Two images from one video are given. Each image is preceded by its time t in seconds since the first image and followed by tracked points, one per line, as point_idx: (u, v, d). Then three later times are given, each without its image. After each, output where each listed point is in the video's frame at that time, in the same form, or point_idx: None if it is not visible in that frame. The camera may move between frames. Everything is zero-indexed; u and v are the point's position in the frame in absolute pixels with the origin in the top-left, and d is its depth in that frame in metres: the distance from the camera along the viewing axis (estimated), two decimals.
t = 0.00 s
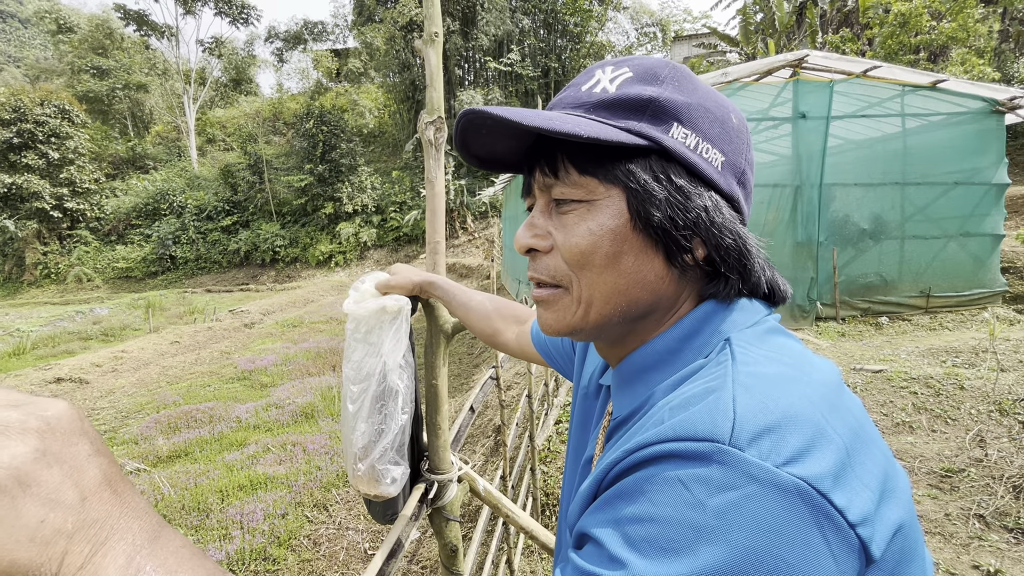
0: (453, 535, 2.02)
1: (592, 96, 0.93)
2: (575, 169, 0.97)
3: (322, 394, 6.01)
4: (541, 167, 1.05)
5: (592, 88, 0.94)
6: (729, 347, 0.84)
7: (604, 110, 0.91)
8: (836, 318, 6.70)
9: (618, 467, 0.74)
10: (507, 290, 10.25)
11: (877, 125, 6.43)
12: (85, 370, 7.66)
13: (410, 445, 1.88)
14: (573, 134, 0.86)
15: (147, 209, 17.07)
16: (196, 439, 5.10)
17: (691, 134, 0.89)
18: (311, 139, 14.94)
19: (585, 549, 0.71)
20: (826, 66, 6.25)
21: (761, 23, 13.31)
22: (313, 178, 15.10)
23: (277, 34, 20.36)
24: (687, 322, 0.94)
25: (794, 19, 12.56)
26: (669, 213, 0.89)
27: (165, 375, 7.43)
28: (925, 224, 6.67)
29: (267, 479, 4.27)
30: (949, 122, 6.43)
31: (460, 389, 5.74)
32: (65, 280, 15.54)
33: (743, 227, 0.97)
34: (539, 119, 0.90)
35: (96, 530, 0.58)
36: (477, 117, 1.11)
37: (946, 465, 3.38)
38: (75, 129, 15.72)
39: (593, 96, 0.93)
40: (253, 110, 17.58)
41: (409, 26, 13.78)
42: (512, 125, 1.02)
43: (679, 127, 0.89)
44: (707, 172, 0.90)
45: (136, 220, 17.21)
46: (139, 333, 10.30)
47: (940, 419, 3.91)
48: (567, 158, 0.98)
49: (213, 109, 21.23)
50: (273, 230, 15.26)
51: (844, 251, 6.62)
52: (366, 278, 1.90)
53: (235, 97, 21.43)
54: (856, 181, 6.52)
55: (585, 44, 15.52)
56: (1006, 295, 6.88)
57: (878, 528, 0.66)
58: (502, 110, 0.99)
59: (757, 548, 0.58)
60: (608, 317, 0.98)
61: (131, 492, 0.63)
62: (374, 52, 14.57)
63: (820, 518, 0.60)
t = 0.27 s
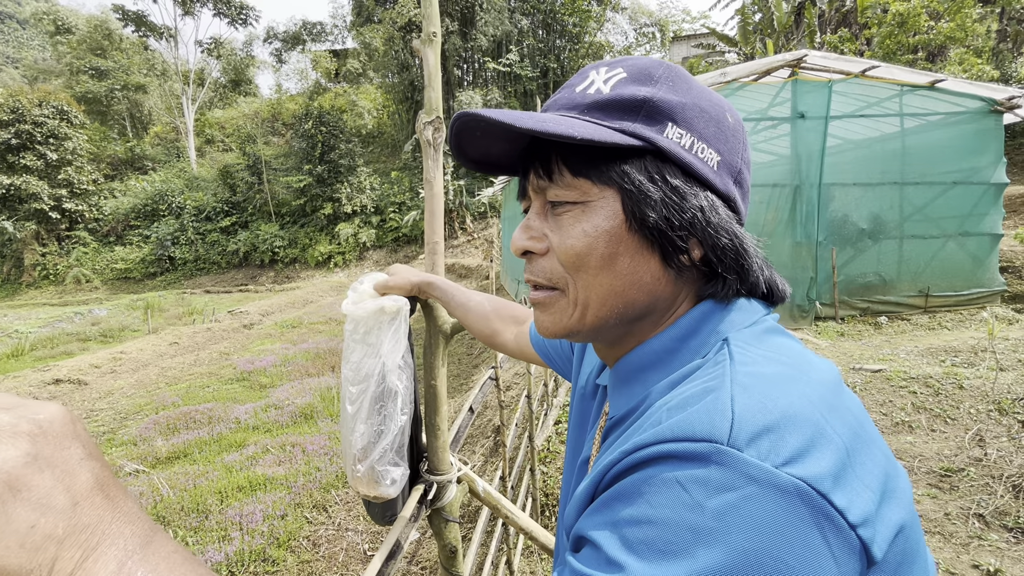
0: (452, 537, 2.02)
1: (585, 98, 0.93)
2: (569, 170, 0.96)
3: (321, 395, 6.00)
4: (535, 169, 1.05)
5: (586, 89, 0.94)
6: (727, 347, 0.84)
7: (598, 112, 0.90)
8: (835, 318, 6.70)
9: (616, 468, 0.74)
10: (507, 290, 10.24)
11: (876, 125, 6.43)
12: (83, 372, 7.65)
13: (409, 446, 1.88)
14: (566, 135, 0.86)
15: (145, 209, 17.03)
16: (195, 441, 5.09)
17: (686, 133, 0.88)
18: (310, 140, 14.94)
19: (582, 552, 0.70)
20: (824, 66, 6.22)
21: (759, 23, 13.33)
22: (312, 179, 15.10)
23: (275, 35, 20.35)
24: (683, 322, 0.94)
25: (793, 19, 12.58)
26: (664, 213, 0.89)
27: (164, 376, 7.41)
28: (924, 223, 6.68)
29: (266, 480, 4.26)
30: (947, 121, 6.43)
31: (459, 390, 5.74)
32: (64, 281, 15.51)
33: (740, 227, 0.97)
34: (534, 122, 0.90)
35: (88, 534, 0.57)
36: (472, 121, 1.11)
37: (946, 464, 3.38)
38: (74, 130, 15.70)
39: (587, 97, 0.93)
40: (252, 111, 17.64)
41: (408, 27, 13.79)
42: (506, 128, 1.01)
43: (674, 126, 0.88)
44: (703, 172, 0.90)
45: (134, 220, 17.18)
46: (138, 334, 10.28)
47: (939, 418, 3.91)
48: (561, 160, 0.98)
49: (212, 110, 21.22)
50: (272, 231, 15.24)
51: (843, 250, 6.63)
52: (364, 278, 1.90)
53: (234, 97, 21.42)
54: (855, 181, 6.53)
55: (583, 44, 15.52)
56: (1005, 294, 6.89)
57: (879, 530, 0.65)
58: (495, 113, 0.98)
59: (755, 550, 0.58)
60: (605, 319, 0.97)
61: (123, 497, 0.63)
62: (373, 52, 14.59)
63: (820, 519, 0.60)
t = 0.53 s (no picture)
0: (452, 538, 2.02)
1: (582, 101, 0.93)
2: (565, 174, 0.96)
3: (321, 396, 6.00)
4: (531, 172, 1.05)
5: (582, 92, 0.94)
6: (725, 352, 0.84)
7: (593, 115, 0.91)
8: (835, 318, 6.70)
9: (614, 474, 0.74)
10: (506, 290, 10.24)
11: (875, 126, 6.44)
12: (83, 373, 7.64)
13: (409, 447, 1.87)
14: (562, 139, 0.86)
15: (145, 210, 17.02)
16: (194, 442, 5.09)
17: (682, 137, 0.89)
18: (310, 140, 14.96)
19: (579, 558, 0.71)
20: (823, 66, 6.20)
21: (758, 23, 13.34)
22: (312, 179, 15.12)
23: (275, 35, 20.37)
24: (679, 326, 0.94)
25: (792, 19, 12.59)
26: (660, 216, 0.89)
27: (163, 377, 7.41)
28: (923, 224, 6.68)
29: (266, 481, 4.26)
30: (946, 122, 6.44)
31: (459, 390, 5.74)
32: (63, 282, 15.51)
33: (736, 229, 0.97)
34: (530, 125, 0.90)
35: (87, 541, 0.57)
36: (469, 123, 1.11)
37: (945, 465, 3.38)
38: (73, 131, 15.71)
39: (583, 100, 0.93)
40: (251, 112, 17.64)
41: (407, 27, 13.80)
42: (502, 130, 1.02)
43: (670, 130, 0.88)
44: (699, 175, 0.90)
45: (134, 221, 17.18)
46: (138, 335, 10.28)
47: (938, 418, 3.91)
48: (557, 163, 0.98)
49: (211, 111, 21.23)
50: (271, 232, 15.24)
51: (842, 251, 6.64)
52: (364, 280, 1.90)
53: (233, 98, 21.36)
54: (854, 181, 6.53)
55: (583, 44, 15.50)
56: (1004, 294, 6.89)
57: (875, 537, 0.65)
58: (492, 115, 0.99)
59: (751, 557, 0.58)
60: (602, 322, 0.98)
61: (123, 502, 0.63)
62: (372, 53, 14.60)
63: (817, 526, 0.60)
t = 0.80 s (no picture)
0: (451, 538, 2.02)
1: (581, 100, 0.92)
2: (566, 173, 0.96)
3: (320, 396, 6.00)
4: (530, 172, 1.05)
5: (581, 92, 0.94)
6: (723, 351, 0.84)
7: (593, 114, 0.90)
8: (834, 318, 6.70)
9: (613, 472, 0.74)
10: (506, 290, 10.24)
11: (874, 126, 6.45)
12: (82, 374, 7.64)
13: (408, 448, 1.87)
14: (564, 137, 0.86)
15: (144, 211, 17.02)
16: (194, 442, 5.09)
17: (682, 137, 0.89)
18: (309, 141, 14.97)
19: (578, 555, 0.71)
20: (823, 66, 6.18)
21: (758, 23, 13.33)
22: (312, 180, 15.13)
23: (275, 35, 20.38)
24: (677, 327, 0.94)
25: (791, 19, 12.59)
26: (661, 216, 0.89)
27: (163, 377, 7.41)
28: (922, 224, 6.69)
29: (266, 481, 4.26)
30: (946, 121, 6.44)
31: (458, 390, 5.75)
32: (63, 283, 15.51)
33: (734, 229, 0.97)
34: (531, 123, 0.90)
35: (82, 542, 0.58)
36: (468, 121, 1.10)
37: (945, 464, 3.38)
38: (73, 132, 15.71)
39: (583, 99, 0.92)
40: (251, 112, 17.58)
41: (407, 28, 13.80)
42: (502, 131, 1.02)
43: (670, 129, 0.88)
44: (698, 175, 0.90)
45: (133, 222, 17.16)
46: (138, 336, 10.27)
47: (938, 418, 3.91)
48: (558, 163, 0.98)
49: (211, 111, 21.22)
50: (271, 232, 15.24)
51: (842, 251, 6.65)
52: (363, 280, 1.90)
53: (233, 99, 21.29)
54: (853, 181, 6.54)
55: (583, 45, 15.45)
56: (1004, 294, 6.90)
57: (873, 535, 0.65)
58: (492, 113, 0.98)
59: (749, 556, 0.58)
60: (602, 322, 0.97)
61: (119, 502, 0.63)
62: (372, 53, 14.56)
63: (814, 525, 0.60)
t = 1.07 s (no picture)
0: (450, 538, 2.02)
1: (598, 94, 0.92)
2: (585, 166, 0.96)
3: (321, 396, 6.00)
4: (544, 164, 1.04)
5: (598, 85, 0.92)
6: (732, 348, 0.84)
7: (612, 108, 0.90)
8: (834, 318, 6.71)
9: (623, 465, 0.74)
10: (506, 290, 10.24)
11: (874, 125, 6.45)
12: (82, 374, 7.64)
13: (408, 448, 1.87)
14: (589, 128, 0.85)
15: (144, 211, 17.02)
16: (194, 443, 5.09)
17: (698, 135, 0.90)
18: (309, 141, 15.00)
19: (588, 547, 0.70)
20: (822, 65, 6.18)
21: (758, 23, 13.33)
22: (311, 180, 15.13)
23: (275, 35, 20.38)
24: (690, 323, 0.94)
25: (791, 20, 12.58)
26: (682, 211, 0.90)
27: (163, 378, 7.41)
28: (922, 223, 6.69)
29: (266, 482, 4.26)
30: (945, 121, 6.45)
31: (458, 390, 5.75)
32: (63, 283, 15.52)
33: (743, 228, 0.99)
34: (554, 113, 0.89)
35: (85, 537, 0.58)
36: (482, 112, 1.09)
37: (945, 464, 3.38)
38: (72, 132, 15.73)
39: (601, 93, 0.91)
40: (250, 113, 17.55)
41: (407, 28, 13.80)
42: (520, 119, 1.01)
43: (687, 127, 0.90)
44: (713, 173, 0.92)
45: (133, 222, 17.16)
46: (137, 336, 10.27)
47: (938, 418, 3.91)
48: (575, 156, 0.97)
49: (211, 112, 21.22)
50: (271, 233, 15.24)
51: (842, 250, 6.65)
52: (363, 280, 1.90)
53: (233, 99, 21.26)
54: (853, 181, 6.55)
55: (583, 45, 15.45)
56: (1004, 293, 6.91)
57: (883, 529, 0.65)
58: (512, 101, 0.97)
59: (761, 548, 0.58)
60: (616, 319, 0.97)
61: (120, 498, 0.63)
62: (371, 54, 14.50)
63: (826, 518, 0.60)
